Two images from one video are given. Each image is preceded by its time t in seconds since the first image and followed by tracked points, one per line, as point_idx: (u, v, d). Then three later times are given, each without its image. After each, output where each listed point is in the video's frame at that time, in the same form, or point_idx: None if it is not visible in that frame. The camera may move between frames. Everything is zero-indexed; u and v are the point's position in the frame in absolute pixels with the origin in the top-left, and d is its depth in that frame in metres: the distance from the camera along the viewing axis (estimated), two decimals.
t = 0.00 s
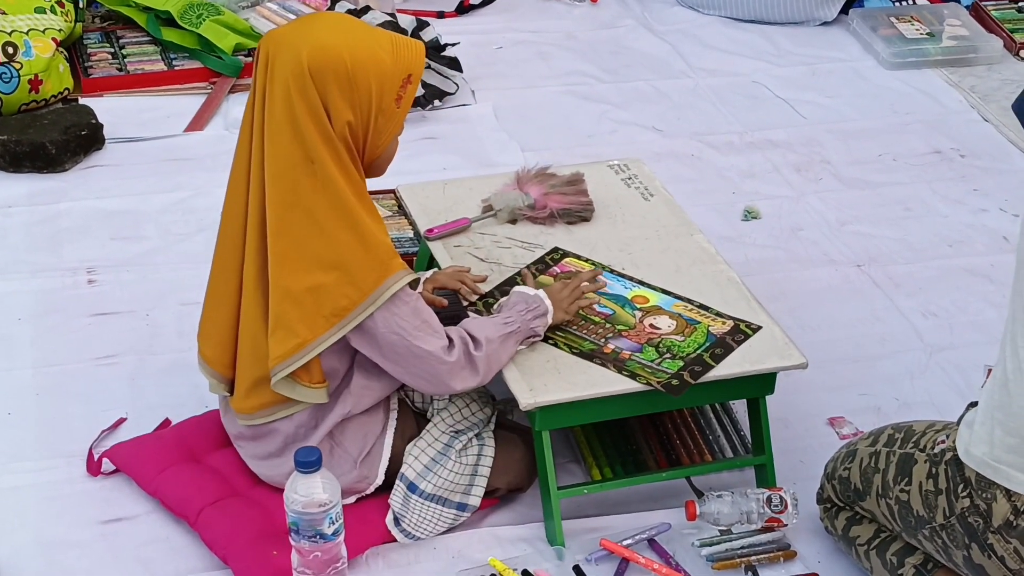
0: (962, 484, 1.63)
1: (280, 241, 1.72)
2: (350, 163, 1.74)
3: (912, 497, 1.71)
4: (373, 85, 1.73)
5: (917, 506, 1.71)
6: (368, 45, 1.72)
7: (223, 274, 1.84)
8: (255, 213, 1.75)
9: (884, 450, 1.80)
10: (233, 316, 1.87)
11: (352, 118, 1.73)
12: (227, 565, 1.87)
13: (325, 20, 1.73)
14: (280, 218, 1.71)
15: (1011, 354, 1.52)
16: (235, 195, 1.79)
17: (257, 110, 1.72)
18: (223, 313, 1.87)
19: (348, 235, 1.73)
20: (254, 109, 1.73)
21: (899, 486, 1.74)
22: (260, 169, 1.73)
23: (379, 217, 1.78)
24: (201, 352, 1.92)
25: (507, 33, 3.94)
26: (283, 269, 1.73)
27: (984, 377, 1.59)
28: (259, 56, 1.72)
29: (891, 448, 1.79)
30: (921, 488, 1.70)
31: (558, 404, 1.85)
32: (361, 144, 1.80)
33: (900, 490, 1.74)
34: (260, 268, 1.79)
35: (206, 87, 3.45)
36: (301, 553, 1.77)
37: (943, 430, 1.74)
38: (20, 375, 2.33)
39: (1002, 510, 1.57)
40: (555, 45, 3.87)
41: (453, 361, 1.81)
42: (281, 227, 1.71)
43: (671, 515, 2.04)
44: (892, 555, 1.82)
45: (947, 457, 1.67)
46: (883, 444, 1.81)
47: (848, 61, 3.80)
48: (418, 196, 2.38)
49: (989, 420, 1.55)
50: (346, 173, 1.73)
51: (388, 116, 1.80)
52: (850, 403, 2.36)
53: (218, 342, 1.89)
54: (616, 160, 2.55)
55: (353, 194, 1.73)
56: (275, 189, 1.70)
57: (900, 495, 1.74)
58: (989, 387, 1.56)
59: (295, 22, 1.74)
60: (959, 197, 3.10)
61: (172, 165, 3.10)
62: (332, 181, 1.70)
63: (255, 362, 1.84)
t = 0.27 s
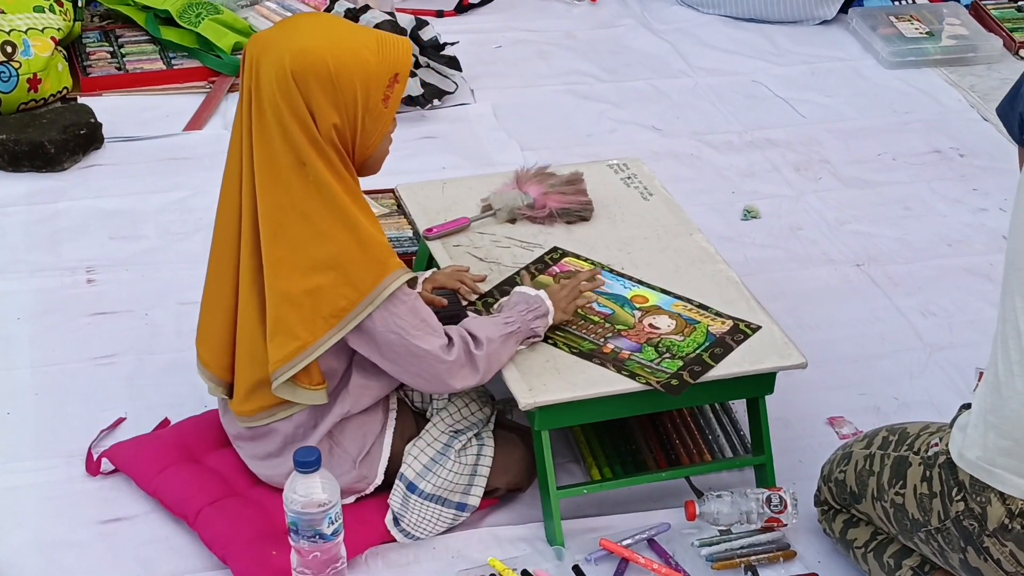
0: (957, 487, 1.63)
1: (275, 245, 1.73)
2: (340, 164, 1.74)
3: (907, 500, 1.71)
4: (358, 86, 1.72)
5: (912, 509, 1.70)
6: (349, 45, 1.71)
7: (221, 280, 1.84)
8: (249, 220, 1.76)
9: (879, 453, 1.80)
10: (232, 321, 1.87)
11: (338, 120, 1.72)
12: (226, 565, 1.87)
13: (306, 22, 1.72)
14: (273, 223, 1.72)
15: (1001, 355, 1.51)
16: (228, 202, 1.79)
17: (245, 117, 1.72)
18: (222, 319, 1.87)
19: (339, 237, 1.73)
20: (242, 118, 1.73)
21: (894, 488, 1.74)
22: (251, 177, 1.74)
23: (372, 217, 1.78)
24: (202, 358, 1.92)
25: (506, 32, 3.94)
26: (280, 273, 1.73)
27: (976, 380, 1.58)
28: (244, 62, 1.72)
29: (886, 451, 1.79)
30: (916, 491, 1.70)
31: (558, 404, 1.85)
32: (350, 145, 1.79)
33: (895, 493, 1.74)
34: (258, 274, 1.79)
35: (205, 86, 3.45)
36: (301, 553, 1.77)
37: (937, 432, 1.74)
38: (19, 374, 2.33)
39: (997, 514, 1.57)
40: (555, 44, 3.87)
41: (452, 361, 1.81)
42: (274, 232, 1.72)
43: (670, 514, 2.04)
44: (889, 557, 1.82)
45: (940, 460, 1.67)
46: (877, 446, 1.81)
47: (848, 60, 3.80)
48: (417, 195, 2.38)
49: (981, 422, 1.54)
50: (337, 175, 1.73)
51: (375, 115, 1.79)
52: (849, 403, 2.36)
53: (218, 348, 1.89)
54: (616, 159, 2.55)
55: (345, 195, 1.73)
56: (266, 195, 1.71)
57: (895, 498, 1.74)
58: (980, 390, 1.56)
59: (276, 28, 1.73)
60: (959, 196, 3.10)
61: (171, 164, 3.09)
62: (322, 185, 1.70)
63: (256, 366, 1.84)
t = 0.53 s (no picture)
0: (950, 493, 1.63)
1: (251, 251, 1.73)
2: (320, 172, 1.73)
3: (900, 504, 1.71)
4: (336, 91, 1.70)
5: (905, 513, 1.70)
6: (329, 50, 1.69)
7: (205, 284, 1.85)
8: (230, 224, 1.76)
9: (872, 456, 1.80)
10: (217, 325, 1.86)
11: (318, 126, 1.70)
12: (225, 564, 1.87)
13: (286, 26, 1.71)
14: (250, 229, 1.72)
15: (990, 363, 1.51)
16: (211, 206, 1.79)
17: (228, 122, 1.72)
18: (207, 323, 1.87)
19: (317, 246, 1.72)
20: (226, 121, 1.73)
21: (887, 492, 1.74)
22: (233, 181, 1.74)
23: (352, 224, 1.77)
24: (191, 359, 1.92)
25: (506, 30, 3.94)
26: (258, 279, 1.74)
27: (967, 388, 1.57)
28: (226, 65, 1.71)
29: (879, 454, 1.79)
30: (908, 496, 1.70)
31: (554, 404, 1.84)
32: (332, 150, 1.77)
33: (888, 497, 1.74)
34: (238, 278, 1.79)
35: (204, 85, 3.45)
36: (300, 551, 1.78)
37: (929, 436, 1.74)
38: (19, 373, 2.33)
39: (989, 521, 1.57)
40: (554, 42, 3.87)
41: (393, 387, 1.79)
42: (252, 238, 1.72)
43: (669, 513, 2.04)
44: (885, 559, 1.82)
45: (932, 465, 1.67)
46: (871, 449, 1.81)
47: (847, 58, 3.80)
48: (416, 193, 2.38)
49: (971, 430, 1.53)
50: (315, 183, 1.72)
51: (358, 120, 1.76)
52: (848, 402, 2.36)
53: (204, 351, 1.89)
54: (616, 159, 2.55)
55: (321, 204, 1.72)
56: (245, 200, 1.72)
57: (888, 502, 1.74)
58: (971, 398, 1.55)
59: (259, 30, 1.72)
60: (959, 195, 3.09)
61: (170, 162, 3.09)
62: (299, 192, 1.69)
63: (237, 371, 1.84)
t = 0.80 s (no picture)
0: (938, 502, 1.62)
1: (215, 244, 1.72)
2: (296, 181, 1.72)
3: (890, 509, 1.71)
4: (332, 103, 1.70)
5: (895, 518, 1.70)
6: (336, 63, 1.70)
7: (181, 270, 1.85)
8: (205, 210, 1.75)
9: (863, 458, 1.80)
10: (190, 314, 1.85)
11: (308, 136, 1.70)
12: (221, 563, 1.87)
13: (297, 28, 1.72)
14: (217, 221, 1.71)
15: (976, 376, 1.49)
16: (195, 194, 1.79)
17: (223, 113, 1.72)
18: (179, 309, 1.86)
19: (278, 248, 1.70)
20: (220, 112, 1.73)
21: (878, 496, 1.74)
22: (218, 167, 1.74)
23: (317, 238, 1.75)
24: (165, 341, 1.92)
25: (503, 29, 3.93)
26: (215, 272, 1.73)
27: (954, 398, 1.57)
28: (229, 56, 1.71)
29: (869, 457, 1.79)
30: (898, 501, 1.70)
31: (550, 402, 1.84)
32: (318, 162, 1.77)
33: (879, 501, 1.74)
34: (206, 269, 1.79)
35: (201, 83, 3.44)
36: (296, 550, 1.77)
37: (918, 439, 1.73)
38: (15, 372, 2.32)
39: (979, 530, 1.57)
40: (552, 41, 3.86)
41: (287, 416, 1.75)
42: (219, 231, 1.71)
43: (666, 512, 2.04)
44: (879, 559, 1.82)
45: (922, 472, 1.66)
46: (862, 451, 1.81)
47: (844, 56, 3.80)
48: (413, 192, 2.38)
49: (960, 442, 1.52)
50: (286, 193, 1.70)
51: (351, 134, 1.77)
52: (845, 400, 2.36)
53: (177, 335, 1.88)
54: (612, 157, 2.54)
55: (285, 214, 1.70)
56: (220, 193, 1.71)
57: (879, 506, 1.74)
58: (958, 409, 1.54)
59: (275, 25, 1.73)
60: (956, 193, 3.10)
61: (167, 161, 3.09)
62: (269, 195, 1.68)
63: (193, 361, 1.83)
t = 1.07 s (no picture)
0: (937, 499, 1.62)
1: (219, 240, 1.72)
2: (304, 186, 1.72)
3: (889, 506, 1.71)
4: (348, 110, 1.71)
5: (894, 515, 1.71)
6: (358, 72, 1.71)
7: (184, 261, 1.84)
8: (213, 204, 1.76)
9: (862, 455, 1.80)
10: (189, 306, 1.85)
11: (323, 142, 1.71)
12: (220, 561, 1.87)
13: (320, 33, 1.72)
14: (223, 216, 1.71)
15: (973, 375, 1.50)
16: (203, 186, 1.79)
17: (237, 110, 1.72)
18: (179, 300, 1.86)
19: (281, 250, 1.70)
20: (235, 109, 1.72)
21: (877, 494, 1.74)
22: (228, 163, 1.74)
23: (320, 244, 1.75)
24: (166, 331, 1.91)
25: (502, 26, 3.93)
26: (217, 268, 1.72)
27: (950, 399, 1.57)
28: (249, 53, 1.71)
29: (868, 454, 1.79)
30: (897, 499, 1.70)
31: (549, 399, 1.84)
32: (328, 169, 1.77)
33: (878, 499, 1.74)
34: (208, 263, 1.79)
35: (200, 81, 3.44)
36: (294, 549, 1.76)
37: (917, 437, 1.73)
38: (14, 369, 2.32)
39: (978, 527, 1.57)
40: (551, 38, 3.86)
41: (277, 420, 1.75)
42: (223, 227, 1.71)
43: (665, 510, 2.04)
44: (878, 557, 1.82)
45: (920, 469, 1.66)
46: (861, 449, 1.81)
47: (844, 54, 3.80)
48: (412, 189, 2.37)
49: (957, 441, 1.52)
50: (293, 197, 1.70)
51: (365, 142, 1.77)
52: (845, 397, 2.36)
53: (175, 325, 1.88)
54: (611, 154, 2.54)
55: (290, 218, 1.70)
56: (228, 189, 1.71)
57: (878, 503, 1.74)
58: (954, 409, 1.55)
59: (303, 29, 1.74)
60: (956, 190, 3.09)
61: (166, 158, 3.09)
62: (275, 197, 1.68)
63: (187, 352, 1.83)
